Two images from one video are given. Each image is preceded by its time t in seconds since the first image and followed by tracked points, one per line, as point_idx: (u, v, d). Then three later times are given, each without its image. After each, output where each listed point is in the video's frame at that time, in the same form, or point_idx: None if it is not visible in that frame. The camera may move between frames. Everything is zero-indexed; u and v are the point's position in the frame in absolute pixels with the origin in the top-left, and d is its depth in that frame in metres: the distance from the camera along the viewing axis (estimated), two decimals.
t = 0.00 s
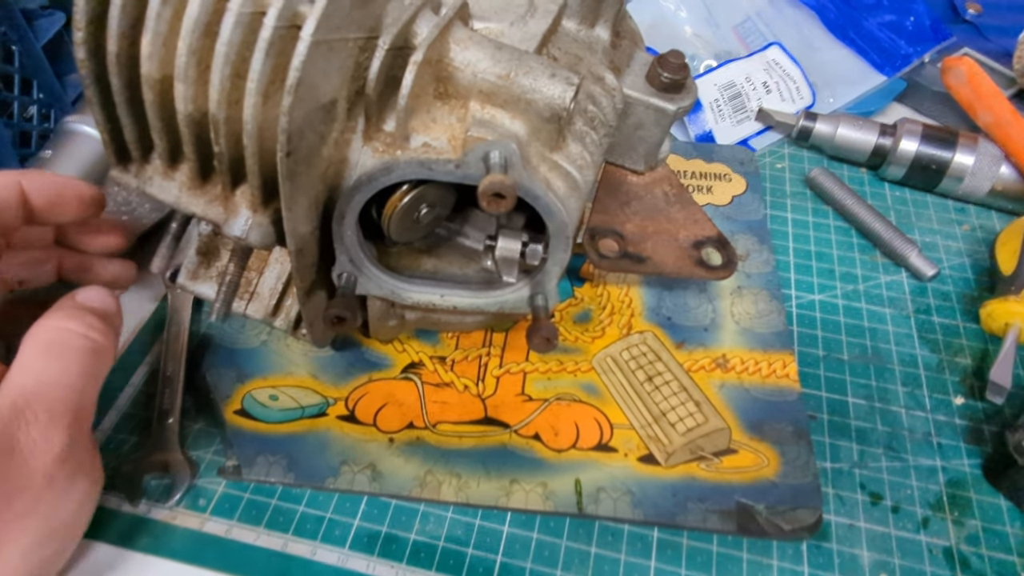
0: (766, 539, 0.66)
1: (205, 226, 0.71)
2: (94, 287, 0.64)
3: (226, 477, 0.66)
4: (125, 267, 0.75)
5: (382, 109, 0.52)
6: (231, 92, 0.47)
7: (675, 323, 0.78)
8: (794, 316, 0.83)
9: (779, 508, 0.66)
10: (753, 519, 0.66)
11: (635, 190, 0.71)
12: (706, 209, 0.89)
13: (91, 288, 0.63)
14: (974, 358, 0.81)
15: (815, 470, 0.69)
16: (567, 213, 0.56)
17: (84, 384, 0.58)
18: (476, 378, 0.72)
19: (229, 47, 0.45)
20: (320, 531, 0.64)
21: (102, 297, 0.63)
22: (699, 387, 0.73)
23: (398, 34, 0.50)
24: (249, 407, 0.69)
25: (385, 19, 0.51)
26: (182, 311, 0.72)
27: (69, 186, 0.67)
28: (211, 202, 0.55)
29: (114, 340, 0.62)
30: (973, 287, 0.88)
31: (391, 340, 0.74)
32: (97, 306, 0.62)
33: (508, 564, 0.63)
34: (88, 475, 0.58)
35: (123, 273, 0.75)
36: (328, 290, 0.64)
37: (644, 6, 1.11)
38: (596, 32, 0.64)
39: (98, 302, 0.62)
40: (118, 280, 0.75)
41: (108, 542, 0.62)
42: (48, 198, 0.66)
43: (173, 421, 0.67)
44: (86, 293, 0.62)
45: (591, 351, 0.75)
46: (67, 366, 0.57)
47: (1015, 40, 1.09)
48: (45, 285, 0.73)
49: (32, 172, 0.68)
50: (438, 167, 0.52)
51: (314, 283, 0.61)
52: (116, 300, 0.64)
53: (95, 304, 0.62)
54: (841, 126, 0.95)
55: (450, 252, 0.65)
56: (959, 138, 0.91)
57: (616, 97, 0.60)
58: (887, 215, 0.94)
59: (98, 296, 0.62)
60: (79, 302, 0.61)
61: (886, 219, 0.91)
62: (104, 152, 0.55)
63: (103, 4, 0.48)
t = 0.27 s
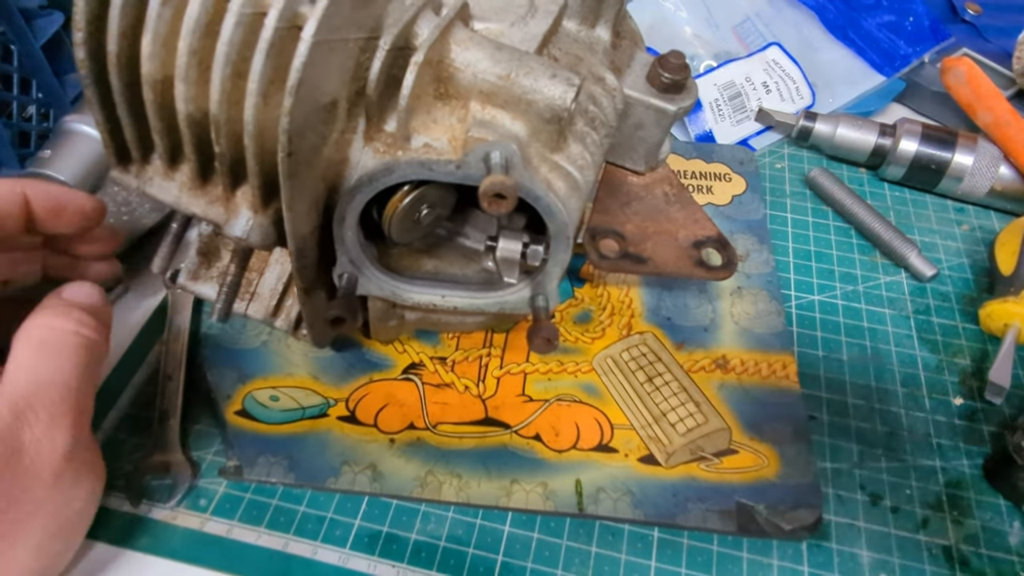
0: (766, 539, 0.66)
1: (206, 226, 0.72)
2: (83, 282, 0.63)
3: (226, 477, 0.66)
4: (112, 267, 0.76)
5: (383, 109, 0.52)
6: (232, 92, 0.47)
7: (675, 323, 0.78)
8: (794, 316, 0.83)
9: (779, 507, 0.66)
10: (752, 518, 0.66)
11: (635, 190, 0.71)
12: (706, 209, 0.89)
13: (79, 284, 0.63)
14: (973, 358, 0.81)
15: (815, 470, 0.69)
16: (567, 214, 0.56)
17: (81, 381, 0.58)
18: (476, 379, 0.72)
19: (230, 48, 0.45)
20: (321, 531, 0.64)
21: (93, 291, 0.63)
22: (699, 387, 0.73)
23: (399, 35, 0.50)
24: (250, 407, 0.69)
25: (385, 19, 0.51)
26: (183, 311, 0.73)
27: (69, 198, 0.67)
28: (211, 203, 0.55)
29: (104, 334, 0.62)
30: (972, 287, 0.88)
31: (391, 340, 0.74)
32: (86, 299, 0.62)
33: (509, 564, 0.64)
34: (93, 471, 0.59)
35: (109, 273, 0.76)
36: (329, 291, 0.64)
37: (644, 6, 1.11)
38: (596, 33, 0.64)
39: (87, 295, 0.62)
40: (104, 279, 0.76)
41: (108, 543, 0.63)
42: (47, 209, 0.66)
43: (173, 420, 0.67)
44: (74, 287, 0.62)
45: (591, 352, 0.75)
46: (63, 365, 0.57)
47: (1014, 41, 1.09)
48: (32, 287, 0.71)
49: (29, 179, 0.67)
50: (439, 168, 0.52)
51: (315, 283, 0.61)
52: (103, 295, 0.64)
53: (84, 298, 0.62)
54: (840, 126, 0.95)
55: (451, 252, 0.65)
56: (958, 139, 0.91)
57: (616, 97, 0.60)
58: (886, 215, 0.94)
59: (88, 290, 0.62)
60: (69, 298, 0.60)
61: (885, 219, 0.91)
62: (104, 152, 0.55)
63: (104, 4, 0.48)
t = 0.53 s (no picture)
0: (766, 539, 0.66)
1: (205, 226, 0.72)
2: (75, 280, 0.64)
3: (225, 477, 0.66)
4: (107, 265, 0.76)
5: (382, 109, 0.52)
6: (230, 92, 0.47)
7: (675, 323, 0.78)
8: (794, 316, 0.83)
9: (780, 507, 0.66)
10: (752, 519, 0.66)
11: (635, 191, 0.71)
12: (706, 209, 0.89)
13: (71, 282, 0.63)
14: (973, 358, 0.81)
15: (815, 470, 0.69)
16: (567, 213, 0.56)
17: (72, 383, 0.58)
18: (476, 379, 0.72)
19: (228, 47, 0.45)
20: (320, 531, 0.64)
21: (84, 290, 0.63)
22: (699, 387, 0.73)
23: (397, 34, 0.50)
24: (249, 407, 0.69)
25: (384, 19, 0.50)
26: (182, 311, 0.73)
27: (59, 193, 0.67)
28: (210, 203, 0.55)
29: (96, 332, 0.62)
30: (972, 287, 0.87)
31: (391, 341, 0.74)
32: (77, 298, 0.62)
33: (508, 564, 0.63)
34: (87, 472, 0.58)
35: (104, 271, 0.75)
36: (328, 291, 0.64)
37: (644, 6, 1.11)
38: (595, 32, 0.64)
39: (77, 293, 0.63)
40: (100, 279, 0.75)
41: (107, 544, 0.62)
42: (38, 205, 0.66)
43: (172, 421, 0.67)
44: (65, 285, 0.63)
45: (590, 352, 0.75)
46: (53, 365, 0.57)
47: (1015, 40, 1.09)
48: (28, 285, 0.71)
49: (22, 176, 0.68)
50: (438, 168, 0.52)
51: (314, 283, 0.61)
52: (96, 293, 0.64)
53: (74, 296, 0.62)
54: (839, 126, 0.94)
55: (450, 252, 0.64)
56: (959, 138, 0.92)
57: (615, 97, 0.60)
58: (886, 214, 0.94)
59: (79, 288, 0.63)
60: (59, 297, 0.61)
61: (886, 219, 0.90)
62: (103, 152, 0.55)
63: (102, 4, 0.48)
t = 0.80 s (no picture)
0: (766, 539, 0.66)
1: (205, 226, 0.72)
2: (73, 281, 0.64)
3: (225, 477, 0.66)
4: (107, 265, 0.76)
5: (382, 109, 0.52)
6: (230, 92, 0.47)
7: (674, 323, 0.77)
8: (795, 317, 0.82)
9: (780, 507, 0.66)
10: (752, 519, 0.66)
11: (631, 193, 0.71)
12: (706, 208, 0.89)
13: (69, 282, 0.64)
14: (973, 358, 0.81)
15: (815, 471, 0.69)
16: (567, 213, 0.56)
17: (68, 383, 0.58)
18: (476, 379, 0.72)
19: (229, 47, 0.45)
20: (320, 531, 0.64)
21: (82, 290, 0.64)
22: (700, 387, 0.72)
23: (398, 35, 0.50)
24: (249, 407, 0.69)
25: (384, 19, 0.51)
26: (183, 311, 0.73)
27: (61, 193, 0.67)
28: (210, 203, 0.55)
29: (95, 332, 0.63)
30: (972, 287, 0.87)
31: (391, 340, 0.74)
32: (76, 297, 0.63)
33: (509, 564, 0.64)
34: (87, 472, 0.59)
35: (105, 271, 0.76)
36: (328, 290, 0.64)
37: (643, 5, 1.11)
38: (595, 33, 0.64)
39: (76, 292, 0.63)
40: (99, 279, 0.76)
41: (108, 544, 0.62)
42: (39, 206, 0.66)
43: (173, 421, 0.67)
44: (62, 284, 0.63)
45: (590, 352, 0.74)
46: (50, 365, 0.56)
47: (1014, 40, 1.09)
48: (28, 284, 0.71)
49: (23, 176, 0.67)
50: (438, 168, 0.52)
51: (314, 283, 0.61)
52: (95, 293, 0.65)
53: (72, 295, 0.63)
54: (840, 125, 0.93)
55: (451, 252, 0.64)
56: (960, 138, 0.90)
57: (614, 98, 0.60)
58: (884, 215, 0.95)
59: (77, 287, 0.64)
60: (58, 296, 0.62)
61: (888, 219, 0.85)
62: (103, 152, 0.55)
63: (103, 4, 0.48)
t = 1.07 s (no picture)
0: (767, 539, 0.66)
1: (205, 226, 0.72)
2: (71, 281, 0.64)
3: (225, 477, 0.66)
4: (109, 266, 0.76)
5: (382, 109, 0.52)
6: (230, 92, 0.47)
7: (674, 323, 0.77)
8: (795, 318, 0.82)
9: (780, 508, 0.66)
10: (752, 519, 0.66)
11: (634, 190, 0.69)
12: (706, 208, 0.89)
13: (67, 283, 0.64)
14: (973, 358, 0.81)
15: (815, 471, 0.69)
16: (567, 213, 0.56)
17: (67, 383, 0.58)
18: (476, 379, 0.72)
19: (229, 48, 0.45)
20: (320, 532, 0.64)
21: (81, 291, 0.64)
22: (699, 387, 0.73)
23: (398, 35, 0.50)
24: (250, 407, 0.69)
25: (385, 19, 0.51)
26: (182, 311, 0.73)
27: (61, 193, 0.68)
28: (210, 203, 0.55)
29: (93, 333, 0.63)
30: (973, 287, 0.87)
31: (391, 340, 0.74)
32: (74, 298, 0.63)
33: (509, 564, 0.64)
34: (86, 474, 0.58)
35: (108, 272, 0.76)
36: (328, 290, 0.63)
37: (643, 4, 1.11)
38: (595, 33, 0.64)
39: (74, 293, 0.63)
40: (100, 279, 0.76)
41: (108, 544, 0.62)
42: (39, 205, 0.66)
43: (173, 421, 0.67)
44: (59, 285, 0.63)
45: (590, 352, 0.74)
46: (49, 365, 0.57)
47: (1014, 40, 1.10)
48: (29, 285, 0.72)
49: (24, 176, 0.67)
50: (438, 167, 0.52)
51: (314, 283, 0.61)
52: (93, 295, 0.65)
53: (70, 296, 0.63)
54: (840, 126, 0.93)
55: (450, 252, 0.64)
56: (958, 139, 0.88)
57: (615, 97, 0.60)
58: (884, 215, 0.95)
59: (74, 288, 0.63)
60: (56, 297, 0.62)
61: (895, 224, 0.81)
62: (103, 152, 0.55)
63: (103, 4, 0.48)
